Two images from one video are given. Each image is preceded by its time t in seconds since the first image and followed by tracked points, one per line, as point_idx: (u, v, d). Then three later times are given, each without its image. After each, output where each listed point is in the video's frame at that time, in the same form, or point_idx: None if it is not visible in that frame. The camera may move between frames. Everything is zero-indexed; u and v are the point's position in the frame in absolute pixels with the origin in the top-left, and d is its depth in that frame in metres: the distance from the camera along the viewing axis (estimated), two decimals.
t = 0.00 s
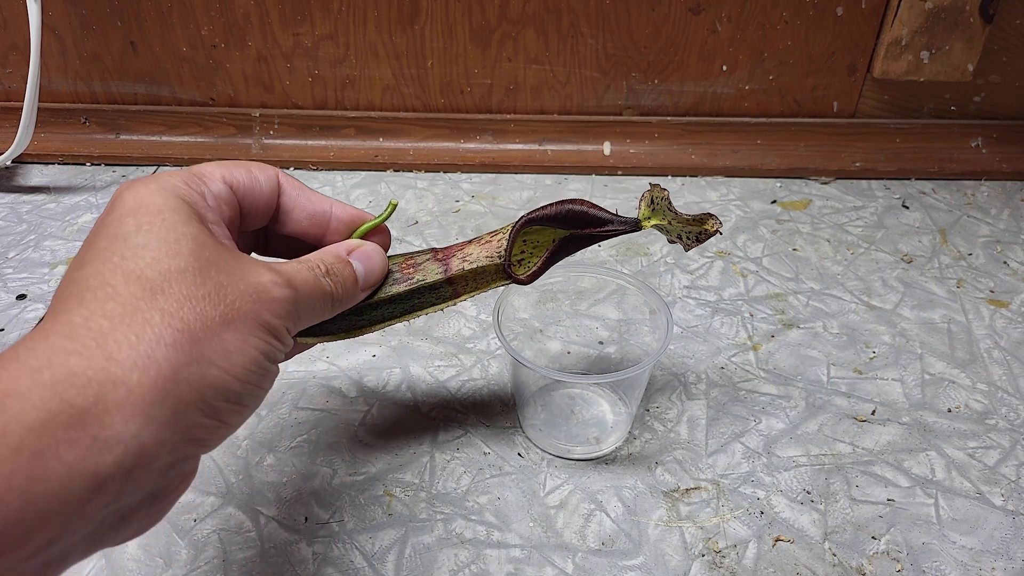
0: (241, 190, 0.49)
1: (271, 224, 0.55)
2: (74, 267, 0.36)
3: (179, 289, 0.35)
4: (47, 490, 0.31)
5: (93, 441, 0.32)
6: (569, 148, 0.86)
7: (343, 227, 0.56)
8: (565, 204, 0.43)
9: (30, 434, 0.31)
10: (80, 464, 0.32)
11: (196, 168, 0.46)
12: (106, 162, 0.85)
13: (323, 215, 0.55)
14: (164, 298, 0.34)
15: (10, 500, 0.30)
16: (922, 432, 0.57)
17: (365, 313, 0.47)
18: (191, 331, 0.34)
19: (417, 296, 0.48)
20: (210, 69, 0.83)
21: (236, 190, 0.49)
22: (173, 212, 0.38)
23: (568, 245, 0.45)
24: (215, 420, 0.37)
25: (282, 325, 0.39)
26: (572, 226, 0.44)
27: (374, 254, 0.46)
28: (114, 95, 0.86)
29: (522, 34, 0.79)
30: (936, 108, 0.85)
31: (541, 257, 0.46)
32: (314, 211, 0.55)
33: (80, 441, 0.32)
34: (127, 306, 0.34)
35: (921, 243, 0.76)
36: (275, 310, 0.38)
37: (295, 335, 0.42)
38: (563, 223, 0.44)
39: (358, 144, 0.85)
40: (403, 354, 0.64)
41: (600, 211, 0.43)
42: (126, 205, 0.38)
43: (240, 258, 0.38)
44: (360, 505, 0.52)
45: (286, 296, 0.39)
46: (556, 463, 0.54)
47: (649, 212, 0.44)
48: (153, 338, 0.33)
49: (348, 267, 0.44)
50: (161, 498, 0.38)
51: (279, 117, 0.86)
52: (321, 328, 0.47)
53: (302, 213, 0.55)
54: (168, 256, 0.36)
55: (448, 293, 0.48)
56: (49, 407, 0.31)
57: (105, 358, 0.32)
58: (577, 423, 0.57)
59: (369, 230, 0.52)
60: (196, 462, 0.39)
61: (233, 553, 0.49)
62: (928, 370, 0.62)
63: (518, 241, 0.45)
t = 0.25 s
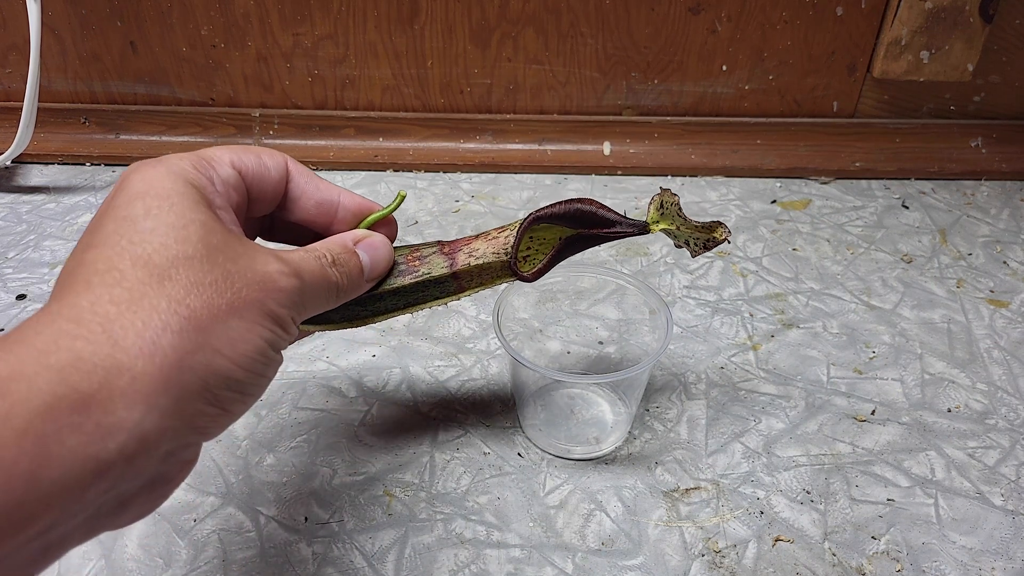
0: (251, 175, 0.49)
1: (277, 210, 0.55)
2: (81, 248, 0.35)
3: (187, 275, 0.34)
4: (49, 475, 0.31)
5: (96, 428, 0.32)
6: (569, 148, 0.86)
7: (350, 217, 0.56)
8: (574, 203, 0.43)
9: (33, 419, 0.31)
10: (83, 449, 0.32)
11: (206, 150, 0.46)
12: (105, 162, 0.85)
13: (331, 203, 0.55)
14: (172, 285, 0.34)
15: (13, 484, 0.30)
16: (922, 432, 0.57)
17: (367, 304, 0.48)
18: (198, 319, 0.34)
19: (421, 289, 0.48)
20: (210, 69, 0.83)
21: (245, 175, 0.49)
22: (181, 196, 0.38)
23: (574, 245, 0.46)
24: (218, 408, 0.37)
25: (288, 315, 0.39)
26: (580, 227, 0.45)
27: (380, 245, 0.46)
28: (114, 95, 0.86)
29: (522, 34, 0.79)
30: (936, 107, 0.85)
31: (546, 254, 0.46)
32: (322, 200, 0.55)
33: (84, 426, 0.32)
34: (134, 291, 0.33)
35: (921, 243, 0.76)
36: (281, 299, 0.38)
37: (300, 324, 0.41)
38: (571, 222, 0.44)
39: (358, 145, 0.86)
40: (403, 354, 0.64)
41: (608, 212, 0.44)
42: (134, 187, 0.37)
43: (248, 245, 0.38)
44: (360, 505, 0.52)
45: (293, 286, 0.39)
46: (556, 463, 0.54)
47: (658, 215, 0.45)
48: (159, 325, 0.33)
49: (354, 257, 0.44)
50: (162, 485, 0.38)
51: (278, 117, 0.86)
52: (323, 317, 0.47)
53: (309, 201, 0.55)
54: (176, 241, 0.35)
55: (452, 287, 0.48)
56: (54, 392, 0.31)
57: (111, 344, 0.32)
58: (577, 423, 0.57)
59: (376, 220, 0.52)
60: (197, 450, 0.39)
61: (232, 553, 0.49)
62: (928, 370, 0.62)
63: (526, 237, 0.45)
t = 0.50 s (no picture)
0: (261, 168, 0.49)
1: (285, 204, 0.55)
2: (88, 241, 0.35)
3: (196, 273, 0.34)
4: (53, 472, 0.31)
5: (101, 426, 0.32)
6: (569, 148, 0.86)
7: (358, 215, 0.56)
8: (582, 214, 0.44)
9: (39, 415, 0.30)
10: (87, 447, 0.32)
11: (218, 142, 0.46)
12: (105, 163, 0.86)
13: (340, 200, 0.55)
14: (180, 282, 0.34)
15: (16, 481, 0.30)
16: (921, 432, 0.57)
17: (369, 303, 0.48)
18: (206, 317, 0.34)
19: (424, 292, 0.48)
20: (210, 69, 0.83)
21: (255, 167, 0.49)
22: (192, 191, 0.38)
23: (578, 254, 0.47)
24: (222, 407, 0.37)
25: (295, 314, 0.39)
26: (588, 238, 0.46)
27: (386, 244, 0.46)
28: (114, 95, 0.86)
29: (522, 34, 0.79)
30: (936, 107, 0.85)
31: (550, 262, 0.47)
32: (331, 197, 0.55)
33: (89, 424, 0.32)
34: (142, 288, 0.33)
35: (921, 243, 0.76)
36: (289, 299, 0.38)
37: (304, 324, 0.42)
38: (577, 232, 0.45)
39: (357, 145, 0.86)
40: (403, 354, 0.64)
41: (617, 226, 0.45)
42: (144, 180, 0.37)
43: (257, 243, 0.38)
44: (360, 505, 0.52)
45: (301, 285, 0.39)
46: (556, 463, 0.54)
47: (666, 233, 0.46)
48: (167, 323, 0.33)
49: (361, 256, 0.44)
50: (164, 481, 0.38)
51: (278, 117, 0.86)
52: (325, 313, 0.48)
53: (318, 197, 0.55)
54: (187, 237, 0.35)
55: (455, 291, 0.48)
56: (60, 389, 0.31)
57: (118, 340, 0.32)
58: (577, 423, 0.57)
59: (385, 220, 0.52)
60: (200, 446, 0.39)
61: (232, 553, 0.49)
62: (928, 370, 0.62)
63: (532, 245, 0.46)
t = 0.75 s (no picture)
0: (263, 157, 0.49)
1: (286, 194, 0.55)
2: (86, 226, 0.35)
3: (195, 263, 0.34)
4: (46, 460, 0.31)
5: (96, 414, 0.32)
6: (569, 148, 0.86)
7: (358, 207, 0.56)
8: (581, 217, 0.45)
9: (34, 402, 0.30)
10: (82, 436, 0.32)
11: (219, 130, 0.46)
12: (105, 163, 0.86)
13: (341, 191, 0.55)
14: (179, 272, 0.34)
15: (10, 469, 0.30)
16: (921, 432, 0.57)
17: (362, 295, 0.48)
18: (203, 309, 0.34)
19: (419, 287, 0.48)
20: (210, 69, 0.83)
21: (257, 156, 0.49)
22: (193, 178, 0.37)
23: (574, 255, 0.47)
24: (216, 398, 0.37)
25: (290, 307, 0.39)
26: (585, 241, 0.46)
27: (385, 238, 0.46)
28: (114, 95, 0.86)
29: (522, 34, 0.79)
30: (936, 107, 0.85)
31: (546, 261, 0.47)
32: (332, 188, 0.55)
33: (84, 413, 0.31)
34: (141, 277, 0.33)
35: (921, 243, 0.76)
36: (286, 292, 0.38)
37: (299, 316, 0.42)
38: (575, 235, 0.45)
39: (358, 145, 0.86)
40: (403, 354, 0.64)
41: (614, 229, 0.45)
42: (145, 166, 0.37)
43: (256, 234, 0.38)
44: (360, 505, 0.52)
45: (299, 278, 0.39)
46: (556, 463, 0.54)
47: (663, 241, 0.46)
48: (164, 313, 0.33)
49: (359, 249, 0.44)
50: (154, 469, 0.38)
51: (279, 117, 0.86)
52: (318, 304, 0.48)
53: (319, 187, 0.55)
54: (186, 227, 0.35)
55: (451, 288, 0.48)
56: (56, 378, 0.31)
57: (115, 330, 0.32)
58: (577, 423, 0.57)
59: (384, 213, 0.52)
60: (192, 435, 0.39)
61: (232, 553, 0.49)
62: (928, 370, 0.62)
63: (532, 245, 0.46)
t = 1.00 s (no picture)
0: (269, 145, 0.49)
1: (291, 182, 0.55)
2: (89, 212, 0.35)
3: (199, 252, 0.34)
4: (45, 448, 0.30)
5: (97, 403, 0.32)
6: (569, 148, 0.86)
7: (364, 197, 0.56)
8: (586, 215, 0.44)
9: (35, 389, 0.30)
10: (82, 424, 0.31)
11: (225, 117, 0.46)
12: (105, 163, 0.86)
13: (347, 181, 0.55)
14: (183, 261, 0.34)
15: (8, 456, 0.29)
16: (921, 432, 0.57)
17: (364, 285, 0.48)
18: (207, 298, 0.34)
19: (422, 280, 0.48)
20: (209, 69, 0.83)
21: (263, 145, 0.48)
22: (198, 167, 0.38)
23: (578, 252, 0.47)
24: (216, 389, 0.37)
25: (293, 298, 0.40)
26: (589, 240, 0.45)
27: (389, 230, 0.46)
28: (114, 95, 0.85)
29: (521, 34, 0.79)
30: (937, 107, 0.85)
31: (549, 257, 0.47)
32: (337, 177, 0.55)
33: (85, 401, 0.31)
34: (145, 265, 0.33)
35: (921, 243, 0.76)
36: (289, 282, 0.39)
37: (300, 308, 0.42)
38: (579, 233, 0.45)
39: (358, 145, 0.86)
40: (403, 353, 0.64)
41: (619, 229, 0.44)
42: (151, 153, 0.37)
43: (260, 224, 0.38)
44: (360, 505, 0.52)
45: (302, 269, 0.39)
46: (556, 463, 0.54)
47: (668, 241, 0.47)
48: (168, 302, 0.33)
49: (363, 241, 0.44)
50: (152, 458, 0.37)
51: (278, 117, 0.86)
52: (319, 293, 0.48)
53: (324, 177, 0.55)
54: (191, 215, 0.35)
55: (455, 282, 0.48)
56: (57, 364, 0.30)
57: (118, 318, 0.32)
58: (576, 423, 0.57)
59: (389, 205, 0.52)
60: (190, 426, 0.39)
61: (232, 553, 0.49)
62: (927, 370, 0.62)
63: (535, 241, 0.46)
